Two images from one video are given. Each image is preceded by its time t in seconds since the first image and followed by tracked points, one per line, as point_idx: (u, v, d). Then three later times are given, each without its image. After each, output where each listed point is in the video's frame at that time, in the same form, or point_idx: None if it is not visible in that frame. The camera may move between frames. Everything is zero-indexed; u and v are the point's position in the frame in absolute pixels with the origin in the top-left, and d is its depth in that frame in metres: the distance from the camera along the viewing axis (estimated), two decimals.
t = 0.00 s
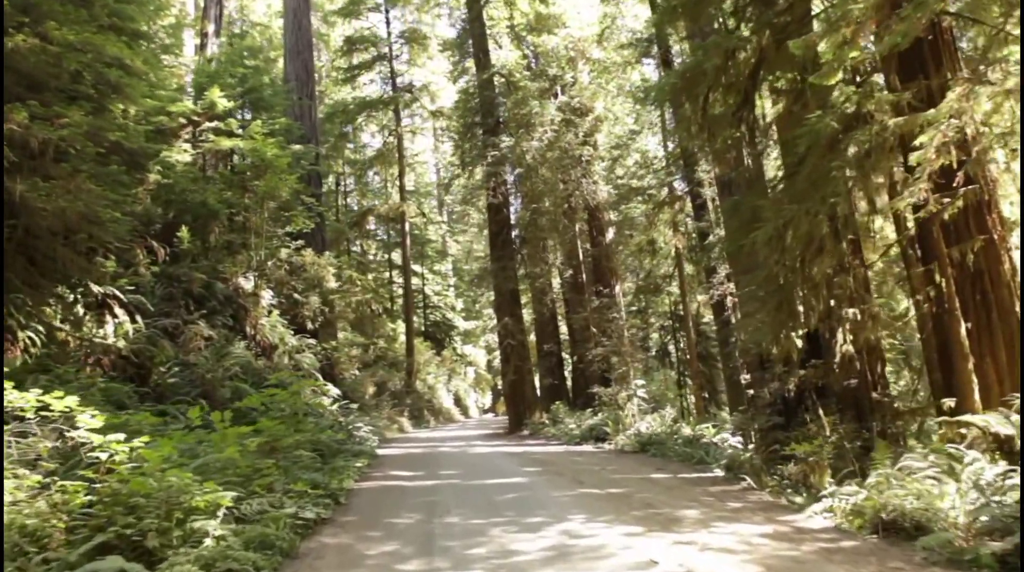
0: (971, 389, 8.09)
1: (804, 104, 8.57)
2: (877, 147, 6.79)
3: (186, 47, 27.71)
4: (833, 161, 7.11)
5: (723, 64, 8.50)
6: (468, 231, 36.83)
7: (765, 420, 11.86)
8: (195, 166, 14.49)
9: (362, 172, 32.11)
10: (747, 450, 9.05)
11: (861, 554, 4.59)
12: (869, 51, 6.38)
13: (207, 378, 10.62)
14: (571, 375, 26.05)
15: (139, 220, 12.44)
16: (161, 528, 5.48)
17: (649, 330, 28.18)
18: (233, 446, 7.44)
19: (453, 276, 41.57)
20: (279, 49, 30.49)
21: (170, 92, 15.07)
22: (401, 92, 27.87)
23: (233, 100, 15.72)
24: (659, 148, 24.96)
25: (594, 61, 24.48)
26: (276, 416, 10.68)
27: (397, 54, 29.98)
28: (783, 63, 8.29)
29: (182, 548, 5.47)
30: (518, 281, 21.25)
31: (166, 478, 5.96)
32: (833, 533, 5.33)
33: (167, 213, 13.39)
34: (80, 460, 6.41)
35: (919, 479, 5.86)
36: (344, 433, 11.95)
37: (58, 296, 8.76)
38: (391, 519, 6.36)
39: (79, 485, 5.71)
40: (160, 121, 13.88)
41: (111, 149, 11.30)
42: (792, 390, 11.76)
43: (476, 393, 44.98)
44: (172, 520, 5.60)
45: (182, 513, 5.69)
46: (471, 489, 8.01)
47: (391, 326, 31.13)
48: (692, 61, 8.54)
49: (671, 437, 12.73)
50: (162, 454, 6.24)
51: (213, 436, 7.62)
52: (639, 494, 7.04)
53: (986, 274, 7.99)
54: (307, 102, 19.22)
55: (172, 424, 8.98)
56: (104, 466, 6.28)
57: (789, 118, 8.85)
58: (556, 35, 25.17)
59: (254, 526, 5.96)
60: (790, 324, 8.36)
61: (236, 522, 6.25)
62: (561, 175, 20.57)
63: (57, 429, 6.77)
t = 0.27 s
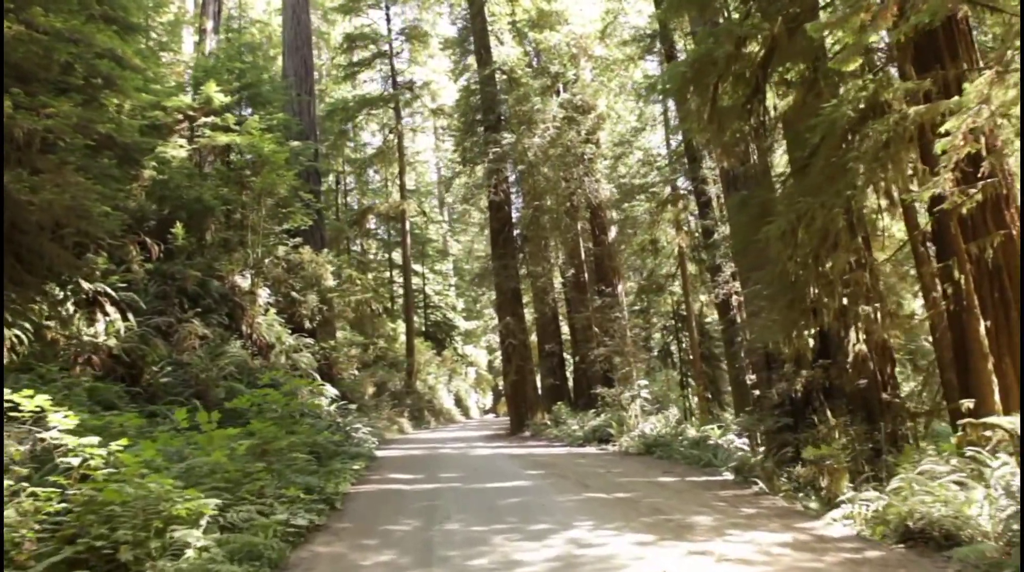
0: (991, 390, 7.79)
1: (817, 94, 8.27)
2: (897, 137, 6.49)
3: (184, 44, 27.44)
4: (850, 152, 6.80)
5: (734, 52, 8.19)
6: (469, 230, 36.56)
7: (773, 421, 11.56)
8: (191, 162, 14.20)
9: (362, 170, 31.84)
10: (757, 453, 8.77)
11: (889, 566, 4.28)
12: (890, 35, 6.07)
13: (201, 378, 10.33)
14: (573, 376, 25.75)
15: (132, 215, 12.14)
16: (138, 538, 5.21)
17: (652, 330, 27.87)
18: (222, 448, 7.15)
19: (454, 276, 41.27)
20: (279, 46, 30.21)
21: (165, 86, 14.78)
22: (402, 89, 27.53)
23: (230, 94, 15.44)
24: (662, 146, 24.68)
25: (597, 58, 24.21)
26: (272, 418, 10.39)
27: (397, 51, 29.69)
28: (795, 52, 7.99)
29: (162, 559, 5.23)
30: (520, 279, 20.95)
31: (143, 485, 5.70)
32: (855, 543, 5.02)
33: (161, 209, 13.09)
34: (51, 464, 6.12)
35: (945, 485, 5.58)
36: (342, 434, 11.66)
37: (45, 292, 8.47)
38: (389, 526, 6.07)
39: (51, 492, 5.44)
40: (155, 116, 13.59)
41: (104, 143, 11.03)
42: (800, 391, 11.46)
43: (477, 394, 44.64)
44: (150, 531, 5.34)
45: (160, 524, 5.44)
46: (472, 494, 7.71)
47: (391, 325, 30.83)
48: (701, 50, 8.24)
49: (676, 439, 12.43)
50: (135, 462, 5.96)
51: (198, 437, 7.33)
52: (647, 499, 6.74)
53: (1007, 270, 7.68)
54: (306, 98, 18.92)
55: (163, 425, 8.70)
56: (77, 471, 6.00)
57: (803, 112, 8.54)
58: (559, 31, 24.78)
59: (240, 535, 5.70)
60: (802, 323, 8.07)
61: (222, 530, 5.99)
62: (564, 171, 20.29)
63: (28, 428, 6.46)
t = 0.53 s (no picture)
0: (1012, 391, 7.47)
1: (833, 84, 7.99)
2: (919, 125, 6.18)
3: (182, 41, 27.16)
4: (870, 141, 6.50)
5: (746, 40, 7.90)
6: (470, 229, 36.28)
7: (782, 422, 11.26)
8: (186, 157, 13.91)
9: (362, 169, 31.56)
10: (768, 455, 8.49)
11: None
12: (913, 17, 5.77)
13: (195, 378, 10.04)
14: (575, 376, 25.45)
15: (125, 211, 11.85)
16: (110, 551, 4.91)
17: (654, 330, 27.58)
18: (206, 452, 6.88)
19: (454, 276, 40.98)
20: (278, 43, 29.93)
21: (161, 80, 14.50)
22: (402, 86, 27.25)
23: (227, 89, 15.16)
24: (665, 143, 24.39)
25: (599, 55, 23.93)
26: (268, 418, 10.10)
27: (397, 48, 29.42)
28: (808, 40, 7.72)
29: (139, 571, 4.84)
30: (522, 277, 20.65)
31: (115, 496, 5.42)
32: (880, 552, 4.75)
33: (156, 205, 12.80)
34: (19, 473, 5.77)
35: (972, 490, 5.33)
36: (340, 435, 11.37)
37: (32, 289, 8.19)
38: (386, 533, 5.78)
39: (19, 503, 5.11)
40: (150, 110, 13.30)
41: (96, 137, 10.74)
42: (809, 390, 11.18)
43: (478, 394, 44.32)
44: (125, 543, 5.02)
45: (137, 535, 5.11)
46: (474, 498, 7.42)
47: (391, 325, 30.55)
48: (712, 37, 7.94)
49: (682, 440, 12.14)
50: (104, 473, 5.68)
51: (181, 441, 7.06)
52: (658, 504, 6.46)
53: None
54: (304, 94, 18.63)
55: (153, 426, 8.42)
56: (44, 479, 5.72)
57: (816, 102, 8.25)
58: (561, 27, 24.47)
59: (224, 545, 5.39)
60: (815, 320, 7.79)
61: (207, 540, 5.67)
62: (566, 168, 20.00)
63: None
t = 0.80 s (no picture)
0: None
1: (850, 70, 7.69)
2: (941, 112, 5.88)
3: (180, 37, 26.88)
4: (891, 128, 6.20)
5: (758, 25, 7.63)
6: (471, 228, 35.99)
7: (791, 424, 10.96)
8: (182, 152, 13.61)
9: (362, 167, 31.27)
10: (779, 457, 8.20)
11: None
12: None
13: (188, 377, 9.75)
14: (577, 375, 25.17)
15: (118, 206, 11.56)
16: (78, 565, 4.62)
17: (657, 329, 27.26)
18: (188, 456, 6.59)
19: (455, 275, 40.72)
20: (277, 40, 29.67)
21: (156, 74, 14.22)
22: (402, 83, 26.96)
23: (223, 83, 14.87)
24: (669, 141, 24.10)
25: (602, 51, 23.64)
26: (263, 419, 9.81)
27: (398, 44, 29.14)
28: (824, 25, 7.42)
29: None
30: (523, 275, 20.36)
31: (83, 507, 5.15)
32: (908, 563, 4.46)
33: (150, 200, 12.51)
34: None
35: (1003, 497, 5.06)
36: (337, 435, 11.06)
37: (17, 284, 7.90)
38: (382, 540, 5.50)
39: None
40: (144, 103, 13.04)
41: (87, 129, 10.47)
42: (819, 390, 10.90)
43: (479, 395, 43.99)
44: (92, 557, 4.72)
45: (107, 548, 4.83)
46: (476, 501, 7.14)
47: (391, 324, 30.26)
48: (725, 22, 7.70)
49: (688, 441, 11.84)
50: (69, 482, 5.41)
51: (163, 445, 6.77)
52: (668, 509, 6.17)
53: None
54: (303, 90, 18.35)
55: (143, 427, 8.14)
56: (11, 487, 5.43)
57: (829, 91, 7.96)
58: (563, 23, 24.18)
59: (205, 557, 5.08)
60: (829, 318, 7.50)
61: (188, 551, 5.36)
62: (569, 165, 19.71)
63: None
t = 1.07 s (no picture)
0: None
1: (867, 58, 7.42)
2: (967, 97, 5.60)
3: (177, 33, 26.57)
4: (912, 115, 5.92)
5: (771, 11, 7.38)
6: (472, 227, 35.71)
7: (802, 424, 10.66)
8: (176, 147, 13.34)
9: (362, 165, 30.99)
10: (792, 459, 7.91)
11: None
12: None
13: (181, 376, 9.47)
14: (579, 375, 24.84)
15: (110, 201, 11.28)
16: None
17: (660, 329, 26.94)
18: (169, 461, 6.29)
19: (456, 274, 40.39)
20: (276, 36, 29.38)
21: (151, 67, 13.94)
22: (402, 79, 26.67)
23: (220, 77, 14.59)
24: (672, 138, 23.82)
25: (604, 47, 23.36)
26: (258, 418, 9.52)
27: (398, 40, 28.84)
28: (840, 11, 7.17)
29: None
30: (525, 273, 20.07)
31: (45, 518, 4.84)
32: None
33: (144, 195, 12.23)
34: None
35: None
36: (335, 437, 10.78)
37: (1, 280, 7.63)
38: (376, 549, 5.23)
39: None
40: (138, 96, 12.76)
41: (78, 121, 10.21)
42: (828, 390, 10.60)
43: (480, 395, 43.60)
44: None
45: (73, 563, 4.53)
46: (477, 506, 6.86)
47: (391, 323, 29.97)
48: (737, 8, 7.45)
49: (694, 442, 11.55)
50: (26, 490, 5.09)
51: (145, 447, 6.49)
52: (679, 515, 5.90)
53: None
54: (301, 84, 18.07)
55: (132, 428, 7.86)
56: None
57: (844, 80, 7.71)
58: (566, 19, 23.89)
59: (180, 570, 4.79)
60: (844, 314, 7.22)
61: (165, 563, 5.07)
62: (571, 161, 19.42)
63: None
